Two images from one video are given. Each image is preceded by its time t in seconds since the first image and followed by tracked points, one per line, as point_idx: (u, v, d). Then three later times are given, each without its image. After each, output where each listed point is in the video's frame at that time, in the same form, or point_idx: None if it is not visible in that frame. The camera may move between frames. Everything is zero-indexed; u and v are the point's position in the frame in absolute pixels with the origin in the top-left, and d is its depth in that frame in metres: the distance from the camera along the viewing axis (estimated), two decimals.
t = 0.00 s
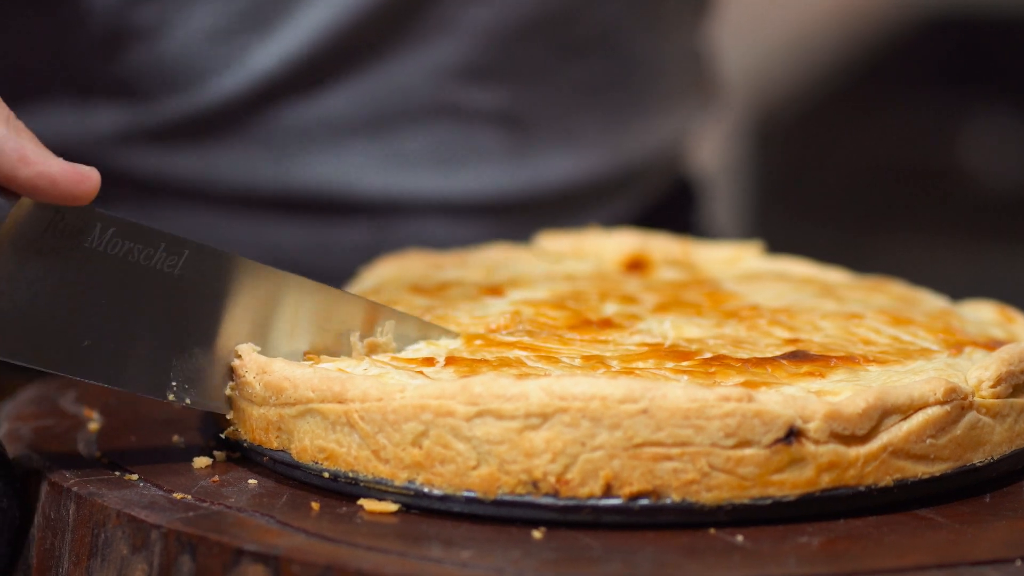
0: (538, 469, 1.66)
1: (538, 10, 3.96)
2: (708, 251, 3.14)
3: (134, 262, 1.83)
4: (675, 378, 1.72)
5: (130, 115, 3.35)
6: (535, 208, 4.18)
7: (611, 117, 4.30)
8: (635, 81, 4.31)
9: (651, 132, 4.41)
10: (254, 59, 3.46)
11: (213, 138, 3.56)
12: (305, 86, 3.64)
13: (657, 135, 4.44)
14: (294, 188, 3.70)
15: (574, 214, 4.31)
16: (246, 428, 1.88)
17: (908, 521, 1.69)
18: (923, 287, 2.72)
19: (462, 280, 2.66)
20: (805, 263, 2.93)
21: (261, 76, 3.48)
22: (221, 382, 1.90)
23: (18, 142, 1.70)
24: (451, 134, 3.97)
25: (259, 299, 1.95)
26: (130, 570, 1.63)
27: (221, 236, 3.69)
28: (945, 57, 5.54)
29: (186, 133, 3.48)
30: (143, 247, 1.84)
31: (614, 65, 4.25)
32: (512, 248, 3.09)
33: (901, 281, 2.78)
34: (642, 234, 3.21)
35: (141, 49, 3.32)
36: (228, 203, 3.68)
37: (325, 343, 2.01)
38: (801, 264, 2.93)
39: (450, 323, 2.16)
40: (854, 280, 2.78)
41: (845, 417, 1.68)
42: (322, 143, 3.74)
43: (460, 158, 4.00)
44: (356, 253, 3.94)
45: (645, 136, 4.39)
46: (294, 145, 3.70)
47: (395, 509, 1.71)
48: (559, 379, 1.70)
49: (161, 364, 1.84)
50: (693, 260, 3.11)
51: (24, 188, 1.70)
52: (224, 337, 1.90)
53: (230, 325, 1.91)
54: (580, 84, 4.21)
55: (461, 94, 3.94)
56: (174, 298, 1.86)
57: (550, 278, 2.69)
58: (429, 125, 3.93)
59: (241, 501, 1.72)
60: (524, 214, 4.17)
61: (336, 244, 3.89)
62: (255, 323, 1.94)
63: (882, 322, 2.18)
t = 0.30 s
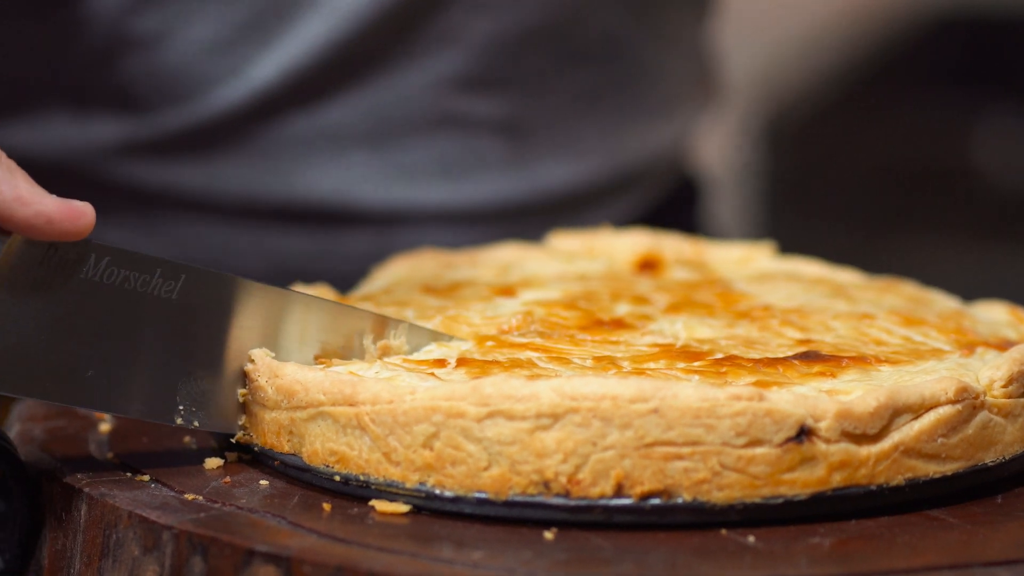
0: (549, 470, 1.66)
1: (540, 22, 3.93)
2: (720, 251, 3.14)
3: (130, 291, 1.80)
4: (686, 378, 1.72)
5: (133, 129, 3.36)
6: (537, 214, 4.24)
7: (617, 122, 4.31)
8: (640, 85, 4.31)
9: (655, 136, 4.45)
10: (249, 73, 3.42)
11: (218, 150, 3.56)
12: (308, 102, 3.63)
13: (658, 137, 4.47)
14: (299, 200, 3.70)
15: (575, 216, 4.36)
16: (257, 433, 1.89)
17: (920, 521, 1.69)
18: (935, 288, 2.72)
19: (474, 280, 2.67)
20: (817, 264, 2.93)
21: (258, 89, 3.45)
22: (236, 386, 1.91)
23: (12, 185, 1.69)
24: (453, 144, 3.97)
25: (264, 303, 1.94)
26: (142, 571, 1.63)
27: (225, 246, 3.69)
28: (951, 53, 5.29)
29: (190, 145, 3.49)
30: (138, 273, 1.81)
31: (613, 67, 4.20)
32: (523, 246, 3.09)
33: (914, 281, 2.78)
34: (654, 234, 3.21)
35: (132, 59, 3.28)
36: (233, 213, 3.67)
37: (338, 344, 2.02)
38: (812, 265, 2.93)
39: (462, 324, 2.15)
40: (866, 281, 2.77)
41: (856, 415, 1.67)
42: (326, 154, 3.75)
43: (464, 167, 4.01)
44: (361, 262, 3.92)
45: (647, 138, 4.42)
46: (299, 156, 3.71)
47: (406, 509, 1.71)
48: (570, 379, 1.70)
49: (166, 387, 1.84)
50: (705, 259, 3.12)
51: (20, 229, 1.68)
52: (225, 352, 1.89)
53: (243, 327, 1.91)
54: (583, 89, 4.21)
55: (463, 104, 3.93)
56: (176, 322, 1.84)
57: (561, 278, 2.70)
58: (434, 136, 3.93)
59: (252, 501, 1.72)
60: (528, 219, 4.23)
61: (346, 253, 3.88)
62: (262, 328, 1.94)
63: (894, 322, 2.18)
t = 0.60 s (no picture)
0: (561, 469, 1.66)
1: (545, 21, 3.96)
2: (732, 251, 3.13)
3: (133, 238, 1.83)
4: (698, 378, 1.72)
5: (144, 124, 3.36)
6: (549, 214, 4.19)
7: (625, 120, 4.31)
8: (646, 81, 4.31)
9: (663, 133, 4.43)
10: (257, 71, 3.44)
11: (227, 148, 3.57)
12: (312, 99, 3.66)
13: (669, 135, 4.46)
14: (307, 197, 3.71)
15: (589, 216, 4.29)
16: (269, 428, 1.89)
17: (932, 521, 1.69)
18: (946, 288, 2.72)
19: (486, 280, 2.69)
20: (829, 263, 2.93)
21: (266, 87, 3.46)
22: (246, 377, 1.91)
23: (28, 110, 1.75)
24: (460, 143, 4.00)
25: (277, 294, 1.94)
26: (153, 570, 1.63)
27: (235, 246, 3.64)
28: (961, 53, 5.55)
29: (198, 141, 3.48)
30: (143, 223, 1.84)
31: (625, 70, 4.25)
32: (538, 249, 3.09)
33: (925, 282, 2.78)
34: (664, 236, 3.21)
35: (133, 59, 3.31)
36: (242, 213, 3.66)
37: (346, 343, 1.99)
38: (824, 264, 2.92)
39: (473, 323, 2.16)
40: (877, 281, 2.78)
41: (868, 417, 1.68)
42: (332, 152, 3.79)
43: (470, 166, 4.04)
44: (368, 261, 3.92)
45: (655, 136, 4.39)
46: (306, 154, 3.73)
47: (418, 508, 1.71)
48: (582, 378, 1.70)
49: (155, 340, 1.85)
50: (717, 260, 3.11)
51: (31, 155, 1.75)
52: (225, 320, 1.89)
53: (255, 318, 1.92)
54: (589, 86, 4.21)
55: (470, 102, 3.96)
56: (175, 275, 1.86)
57: (573, 278, 2.71)
58: (440, 133, 3.97)
59: (264, 500, 1.72)
60: (538, 218, 4.16)
61: (355, 251, 3.89)
62: (272, 319, 1.93)
63: (906, 322, 2.19)
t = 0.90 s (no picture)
0: (570, 469, 1.66)
1: (548, 13, 3.94)
2: (740, 251, 3.13)
3: (117, 186, 1.80)
4: (707, 378, 1.72)
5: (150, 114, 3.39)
6: (557, 207, 4.17)
7: (631, 117, 4.30)
8: (647, 72, 4.30)
9: (670, 130, 4.40)
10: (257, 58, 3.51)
11: (230, 137, 3.61)
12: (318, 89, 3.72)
13: (678, 131, 4.44)
14: (309, 191, 3.68)
15: (596, 213, 4.29)
16: (278, 428, 1.89)
17: (940, 521, 1.69)
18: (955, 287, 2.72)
19: (494, 279, 2.69)
20: (838, 263, 2.93)
21: (267, 77, 3.52)
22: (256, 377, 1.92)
23: (29, 42, 1.73)
24: (465, 135, 4.00)
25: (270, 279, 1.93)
26: (162, 569, 1.63)
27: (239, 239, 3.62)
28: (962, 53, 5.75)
29: (202, 132, 3.50)
30: (130, 173, 1.81)
31: (629, 65, 4.24)
32: (543, 248, 3.09)
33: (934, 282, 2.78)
34: (676, 237, 3.26)
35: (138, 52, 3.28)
36: (244, 208, 3.63)
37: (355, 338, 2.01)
38: (833, 264, 2.93)
39: (481, 322, 2.16)
40: (886, 280, 2.78)
41: (877, 417, 1.68)
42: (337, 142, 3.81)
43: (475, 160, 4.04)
44: (373, 256, 3.89)
45: (654, 137, 4.32)
46: (310, 145, 3.76)
47: (426, 508, 1.71)
48: (591, 378, 1.70)
49: (126, 290, 1.79)
50: (726, 259, 3.10)
51: (26, 85, 1.71)
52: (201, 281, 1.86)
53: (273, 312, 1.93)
54: (594, 82, 4.20)
55: (475, 95, 3.97)
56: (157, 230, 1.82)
57: (581, 277, 2.71)
58: (444, 128, 3.97)
59: (273, 500, 1.72)
60: (544, 213, 4.17)
61: (359, 246, 3.85)
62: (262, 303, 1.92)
63: (914, 322, 2.20)
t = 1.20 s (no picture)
0: (580, 469, 1.66)
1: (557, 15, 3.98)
2: (750, 252, 3.14)
3: (85, 180, 1.74)
4: (717, 378, 1.72)
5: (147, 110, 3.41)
6: (558, 208, 4.18)
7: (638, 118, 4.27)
8: (652, 74, 4.24)
9: (679, 131, 4.34)
10: (259, 55, 3.56)
11: (232, 132, 3.61)
12: (321, 85, 3.75)
13: (690, 133, 4.39)
14: (311, 190, 3.67)
15: (600, 212, 4.26)
16: (288, 428, 1.89)
17: (951, 521, 1.69)
18: (966, 288, 2.71)
19: (504, 280, 2.70)
20: (848, 264, 2.93)
21: (268, 74, 3.56)
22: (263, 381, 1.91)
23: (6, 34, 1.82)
24: (469, 135, 4.01)
25: (261, 288, 1.91)
26: (171, 569, 1.63)
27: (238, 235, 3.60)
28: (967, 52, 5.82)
29: (202, 126, 3.51)
30: (98, 164, 1.76)
31: (632, 67, 4.21)
32: (554, 248, 3.10)
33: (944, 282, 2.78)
34: (687, 237, 3.27)
35: (135, 41, 3.37)
36: (242, 203, 3.63)
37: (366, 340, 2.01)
38: (843, 265, 2.92)
39: (491, 322, 2.16)
40: (896, 281, 2.77)
41: (887, 417, 1.68)
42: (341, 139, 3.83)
43: (480, 160, 4.03)
44: (374, 256, 3.89)
45: (668, 135, 4.31)
46: (313, 142, 3.77)
47: (436, 508, 1.71)
48: (600, 378, 1.70)
49: (93, 286, 1.76)
50: (736, 259, 3.11)
51: None
52: (174, 279, 1.83)
53: (285, 317, 1.94)
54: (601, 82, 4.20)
55: (479, 94, 3.97)
56: (128, 225, 1.78)
57: (591, 278, 2.71)
58: (448, 128, 3.98)
59: (282, 500, 1.72)
60: (548, 212, 4.17)
61: (362, 244, 3.85)
62: (248, 312, 1.90)
63: (924, 322, 2.21)
